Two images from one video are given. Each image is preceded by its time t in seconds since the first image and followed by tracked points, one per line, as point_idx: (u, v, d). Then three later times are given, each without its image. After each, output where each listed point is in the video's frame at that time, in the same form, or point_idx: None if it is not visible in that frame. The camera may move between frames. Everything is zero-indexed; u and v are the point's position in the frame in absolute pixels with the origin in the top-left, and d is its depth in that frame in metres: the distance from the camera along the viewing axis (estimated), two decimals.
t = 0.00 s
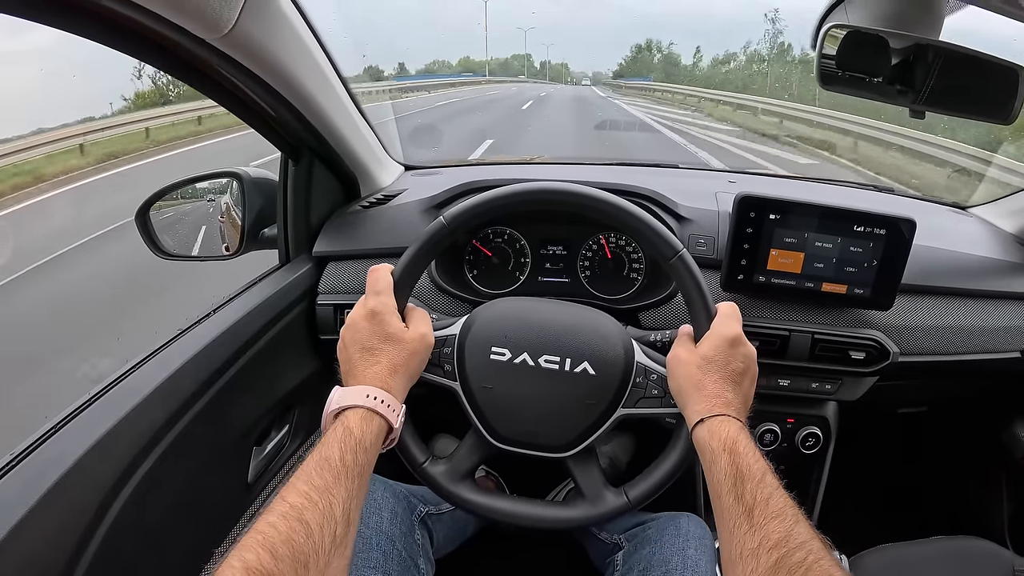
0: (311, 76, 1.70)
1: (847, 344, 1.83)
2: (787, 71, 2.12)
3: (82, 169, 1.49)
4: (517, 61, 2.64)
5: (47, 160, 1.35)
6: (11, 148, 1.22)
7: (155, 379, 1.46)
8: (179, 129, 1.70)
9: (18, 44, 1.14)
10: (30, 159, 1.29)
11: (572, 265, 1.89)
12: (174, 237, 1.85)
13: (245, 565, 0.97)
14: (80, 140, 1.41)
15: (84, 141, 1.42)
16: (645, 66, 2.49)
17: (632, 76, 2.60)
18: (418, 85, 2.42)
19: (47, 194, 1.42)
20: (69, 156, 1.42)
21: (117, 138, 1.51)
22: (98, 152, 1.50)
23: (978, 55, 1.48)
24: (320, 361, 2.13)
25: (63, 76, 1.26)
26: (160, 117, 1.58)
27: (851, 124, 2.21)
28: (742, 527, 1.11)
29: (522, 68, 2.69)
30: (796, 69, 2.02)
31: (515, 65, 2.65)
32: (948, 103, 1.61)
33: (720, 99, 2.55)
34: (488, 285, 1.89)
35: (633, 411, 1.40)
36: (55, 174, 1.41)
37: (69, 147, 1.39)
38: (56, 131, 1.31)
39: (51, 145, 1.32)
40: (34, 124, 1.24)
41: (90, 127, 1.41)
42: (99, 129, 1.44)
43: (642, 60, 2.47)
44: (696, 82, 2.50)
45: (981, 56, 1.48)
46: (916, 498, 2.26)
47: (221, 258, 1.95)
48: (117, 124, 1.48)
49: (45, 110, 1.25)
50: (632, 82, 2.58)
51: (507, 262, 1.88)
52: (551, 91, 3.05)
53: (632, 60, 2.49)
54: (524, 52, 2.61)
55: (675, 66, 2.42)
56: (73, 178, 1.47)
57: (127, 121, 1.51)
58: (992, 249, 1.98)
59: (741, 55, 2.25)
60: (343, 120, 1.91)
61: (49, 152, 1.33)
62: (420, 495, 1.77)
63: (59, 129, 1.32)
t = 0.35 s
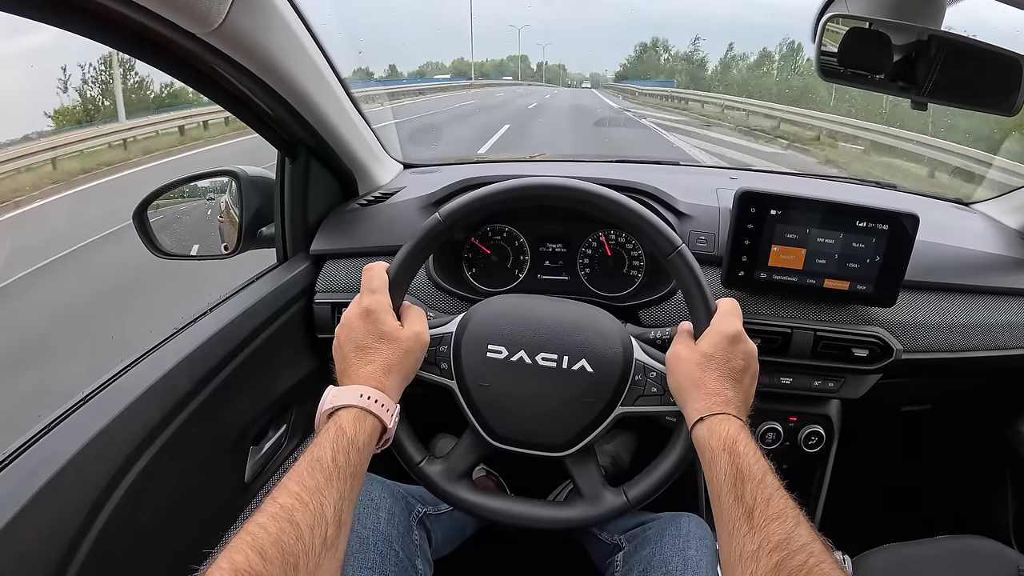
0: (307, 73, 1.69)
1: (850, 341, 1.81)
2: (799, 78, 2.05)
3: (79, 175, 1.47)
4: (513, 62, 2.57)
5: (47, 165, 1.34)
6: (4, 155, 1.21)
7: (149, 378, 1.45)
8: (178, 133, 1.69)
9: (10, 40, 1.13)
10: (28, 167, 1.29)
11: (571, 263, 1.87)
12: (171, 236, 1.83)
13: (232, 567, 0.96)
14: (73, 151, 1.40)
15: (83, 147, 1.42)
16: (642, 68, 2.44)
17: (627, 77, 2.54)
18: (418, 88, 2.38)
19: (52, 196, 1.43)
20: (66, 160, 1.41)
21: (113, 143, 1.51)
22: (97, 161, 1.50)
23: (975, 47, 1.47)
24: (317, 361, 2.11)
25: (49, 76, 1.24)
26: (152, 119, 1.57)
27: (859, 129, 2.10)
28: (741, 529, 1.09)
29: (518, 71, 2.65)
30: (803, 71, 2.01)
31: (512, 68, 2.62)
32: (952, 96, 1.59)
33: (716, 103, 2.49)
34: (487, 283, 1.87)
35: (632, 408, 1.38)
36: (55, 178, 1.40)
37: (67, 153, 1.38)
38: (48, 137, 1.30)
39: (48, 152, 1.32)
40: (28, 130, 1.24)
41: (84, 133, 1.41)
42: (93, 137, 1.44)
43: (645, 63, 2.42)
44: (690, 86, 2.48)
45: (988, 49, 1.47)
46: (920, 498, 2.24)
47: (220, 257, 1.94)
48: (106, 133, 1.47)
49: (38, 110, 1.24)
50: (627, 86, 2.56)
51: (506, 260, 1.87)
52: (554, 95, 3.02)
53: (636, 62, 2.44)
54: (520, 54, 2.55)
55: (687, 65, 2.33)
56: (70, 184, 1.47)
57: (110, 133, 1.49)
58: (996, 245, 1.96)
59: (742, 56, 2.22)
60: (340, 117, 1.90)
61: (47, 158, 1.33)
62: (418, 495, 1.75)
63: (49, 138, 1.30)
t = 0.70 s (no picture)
0: (312, 87, 1.73)
1: (846, 347, 1.84)
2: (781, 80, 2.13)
3: (90, 182, 1.50)
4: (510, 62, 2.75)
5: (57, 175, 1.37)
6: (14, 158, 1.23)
7: (157, 384, 1.48)
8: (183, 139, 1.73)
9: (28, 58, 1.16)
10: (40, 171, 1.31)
11: (571, 270, 1.90)
12: (177, 243, 1.87)
13: (242, 567, 0.99)
14: (82, 158, 1.42)
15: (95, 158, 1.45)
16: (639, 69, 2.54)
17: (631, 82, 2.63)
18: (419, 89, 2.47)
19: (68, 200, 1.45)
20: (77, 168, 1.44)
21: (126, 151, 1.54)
22: (105, 167, 1.53)
23: (975, 59, 1.48)
24: (321, 367, 2.15)
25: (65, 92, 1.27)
26: (162, 129, 1.60)
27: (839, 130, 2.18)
28: (734, 531, 1.12)
29: (515, 69, 2.81)
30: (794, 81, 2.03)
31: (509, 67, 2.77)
32: (947, 108, 1.62)
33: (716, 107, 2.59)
34: (488, 290, 1.90)
35: (629, 414, 1.41)
36: (68, 187, 1.43)
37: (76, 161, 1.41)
38: (56, 143, 1.32)
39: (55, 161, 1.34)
40: (39, 132, 1.26)
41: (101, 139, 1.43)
42: (109, 142, 1.47)
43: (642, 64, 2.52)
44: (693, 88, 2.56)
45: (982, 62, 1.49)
46: (918, 502, 2.26)
47: (225, 263, 1.97)
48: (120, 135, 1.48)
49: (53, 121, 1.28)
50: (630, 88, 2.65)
51: (507, 268, 1.90)
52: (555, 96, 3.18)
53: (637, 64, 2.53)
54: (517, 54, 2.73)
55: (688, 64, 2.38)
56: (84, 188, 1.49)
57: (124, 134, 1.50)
58: (993, 251, 1.98)
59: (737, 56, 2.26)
60: (344, 127, 1.94)
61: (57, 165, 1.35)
62: (420, 499, 1.79)
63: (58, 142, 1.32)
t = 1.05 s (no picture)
0: (317, 102, 1.77)
1: (842, 356, 1.86)
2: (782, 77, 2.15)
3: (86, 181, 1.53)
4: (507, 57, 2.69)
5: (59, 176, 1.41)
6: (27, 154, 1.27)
7: (166, 394, 1.52)
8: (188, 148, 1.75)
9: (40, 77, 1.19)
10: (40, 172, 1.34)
11: (571, 280, 1.93)
12: (183, 252, 1.90)
13: (248, 565, 1.03)
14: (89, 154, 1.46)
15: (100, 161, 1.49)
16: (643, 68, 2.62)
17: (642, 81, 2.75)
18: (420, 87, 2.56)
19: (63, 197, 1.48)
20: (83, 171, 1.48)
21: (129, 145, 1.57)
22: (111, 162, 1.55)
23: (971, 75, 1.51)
24: (326, 374, 2.18)
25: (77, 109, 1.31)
26: (169, 132, 1.63)
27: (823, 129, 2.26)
28: (727, 536, 1.16)
29: (512, 64, 2.76)
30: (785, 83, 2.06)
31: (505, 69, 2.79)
32: (938, 118, 1.67)
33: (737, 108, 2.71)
34: (490, 299, 1.93)
35: (626, 424, 1.43)
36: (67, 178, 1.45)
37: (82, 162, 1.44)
38: (67, 138, 1.35)
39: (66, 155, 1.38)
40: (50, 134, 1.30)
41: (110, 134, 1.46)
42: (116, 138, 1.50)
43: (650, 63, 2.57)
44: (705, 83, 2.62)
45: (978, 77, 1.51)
46: (916, 507, 2.28)
47: (231, 272, 1.98)
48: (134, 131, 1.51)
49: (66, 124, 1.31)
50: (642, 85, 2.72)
51: (508, 277, 1.92)
52: (558, 94, 3.42)
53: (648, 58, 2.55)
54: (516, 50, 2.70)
55: (706, 58, 2.39)
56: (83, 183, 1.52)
57: (139, 130, 1.53)
58: (990, 259, 2.00)
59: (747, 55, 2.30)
60: (347, 140, 1.97)
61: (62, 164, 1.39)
62: (423, 504, 1.82)
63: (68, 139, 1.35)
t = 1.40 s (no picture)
0: (330, 96, 1.76)
1: (857, 353, 1.85)
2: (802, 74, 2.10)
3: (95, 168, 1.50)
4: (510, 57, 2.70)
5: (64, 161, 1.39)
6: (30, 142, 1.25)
7: (173, 389, 1.50)
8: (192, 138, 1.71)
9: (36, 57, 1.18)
10: (44, 161, 1.33)
11: (584, 276, 1.91)
12: (190, 246, 1.88)
13: (262, 571, 1.02)
14: (100, 141, 1.47)
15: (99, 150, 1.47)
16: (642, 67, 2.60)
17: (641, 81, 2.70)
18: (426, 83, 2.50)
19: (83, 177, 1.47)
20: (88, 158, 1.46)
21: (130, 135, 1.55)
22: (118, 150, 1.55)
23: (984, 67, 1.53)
24: (336, 371, 2.16)
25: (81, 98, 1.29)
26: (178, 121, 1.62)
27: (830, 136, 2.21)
28: (747, 537, 1.13)
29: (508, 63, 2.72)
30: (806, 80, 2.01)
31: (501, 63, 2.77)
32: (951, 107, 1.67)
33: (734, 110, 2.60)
34: (502, 295, 1.91)
35: (642, 420, 1.42)
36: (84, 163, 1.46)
37: (87, 148, 1.43)
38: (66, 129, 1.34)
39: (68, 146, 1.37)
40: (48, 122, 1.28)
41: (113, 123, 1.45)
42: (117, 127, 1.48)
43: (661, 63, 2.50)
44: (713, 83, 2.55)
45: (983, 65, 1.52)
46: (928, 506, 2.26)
47: (238, 268, 1.97)
48: (137, 121, 1.51)
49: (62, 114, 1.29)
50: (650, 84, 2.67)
51: (519, 273, 1.91)
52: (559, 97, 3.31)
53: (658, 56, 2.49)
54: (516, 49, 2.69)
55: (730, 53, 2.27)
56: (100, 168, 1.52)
57: (143, 120, 1.52)
58: (1004, 257, 1.99)
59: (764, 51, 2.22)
60: (357, 134, 1.95)
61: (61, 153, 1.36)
62: (434, 503, 1.80)
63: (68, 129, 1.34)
